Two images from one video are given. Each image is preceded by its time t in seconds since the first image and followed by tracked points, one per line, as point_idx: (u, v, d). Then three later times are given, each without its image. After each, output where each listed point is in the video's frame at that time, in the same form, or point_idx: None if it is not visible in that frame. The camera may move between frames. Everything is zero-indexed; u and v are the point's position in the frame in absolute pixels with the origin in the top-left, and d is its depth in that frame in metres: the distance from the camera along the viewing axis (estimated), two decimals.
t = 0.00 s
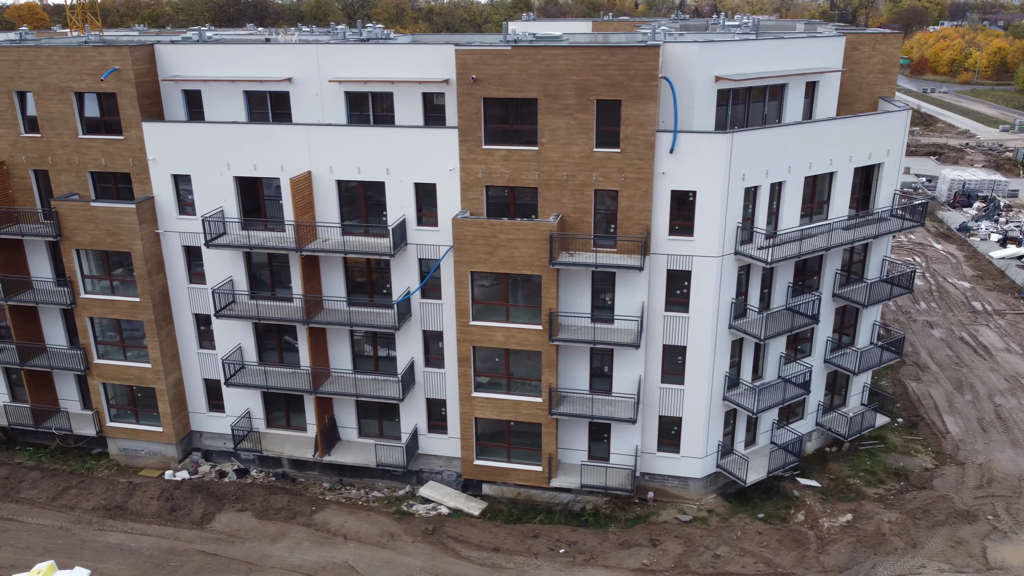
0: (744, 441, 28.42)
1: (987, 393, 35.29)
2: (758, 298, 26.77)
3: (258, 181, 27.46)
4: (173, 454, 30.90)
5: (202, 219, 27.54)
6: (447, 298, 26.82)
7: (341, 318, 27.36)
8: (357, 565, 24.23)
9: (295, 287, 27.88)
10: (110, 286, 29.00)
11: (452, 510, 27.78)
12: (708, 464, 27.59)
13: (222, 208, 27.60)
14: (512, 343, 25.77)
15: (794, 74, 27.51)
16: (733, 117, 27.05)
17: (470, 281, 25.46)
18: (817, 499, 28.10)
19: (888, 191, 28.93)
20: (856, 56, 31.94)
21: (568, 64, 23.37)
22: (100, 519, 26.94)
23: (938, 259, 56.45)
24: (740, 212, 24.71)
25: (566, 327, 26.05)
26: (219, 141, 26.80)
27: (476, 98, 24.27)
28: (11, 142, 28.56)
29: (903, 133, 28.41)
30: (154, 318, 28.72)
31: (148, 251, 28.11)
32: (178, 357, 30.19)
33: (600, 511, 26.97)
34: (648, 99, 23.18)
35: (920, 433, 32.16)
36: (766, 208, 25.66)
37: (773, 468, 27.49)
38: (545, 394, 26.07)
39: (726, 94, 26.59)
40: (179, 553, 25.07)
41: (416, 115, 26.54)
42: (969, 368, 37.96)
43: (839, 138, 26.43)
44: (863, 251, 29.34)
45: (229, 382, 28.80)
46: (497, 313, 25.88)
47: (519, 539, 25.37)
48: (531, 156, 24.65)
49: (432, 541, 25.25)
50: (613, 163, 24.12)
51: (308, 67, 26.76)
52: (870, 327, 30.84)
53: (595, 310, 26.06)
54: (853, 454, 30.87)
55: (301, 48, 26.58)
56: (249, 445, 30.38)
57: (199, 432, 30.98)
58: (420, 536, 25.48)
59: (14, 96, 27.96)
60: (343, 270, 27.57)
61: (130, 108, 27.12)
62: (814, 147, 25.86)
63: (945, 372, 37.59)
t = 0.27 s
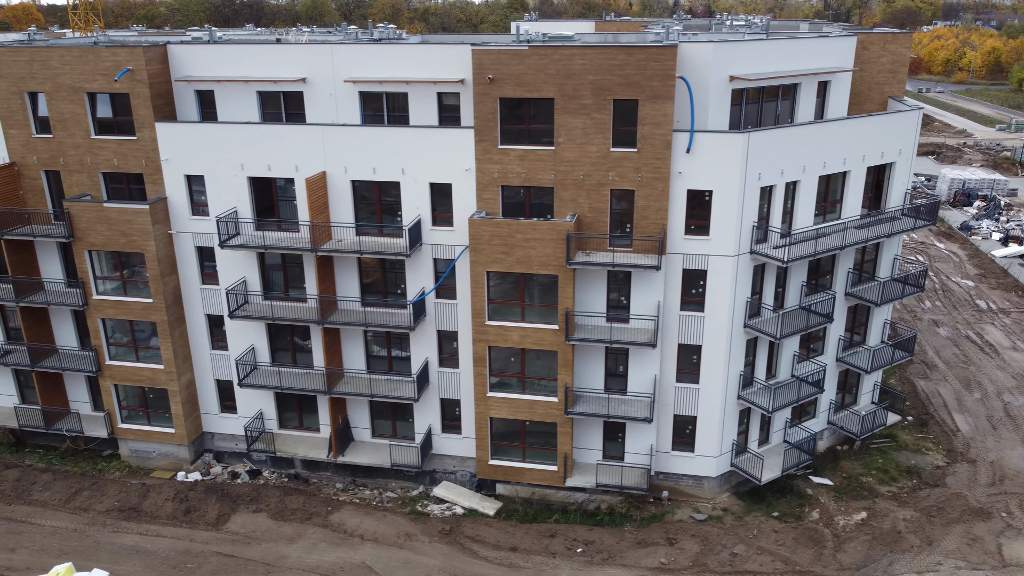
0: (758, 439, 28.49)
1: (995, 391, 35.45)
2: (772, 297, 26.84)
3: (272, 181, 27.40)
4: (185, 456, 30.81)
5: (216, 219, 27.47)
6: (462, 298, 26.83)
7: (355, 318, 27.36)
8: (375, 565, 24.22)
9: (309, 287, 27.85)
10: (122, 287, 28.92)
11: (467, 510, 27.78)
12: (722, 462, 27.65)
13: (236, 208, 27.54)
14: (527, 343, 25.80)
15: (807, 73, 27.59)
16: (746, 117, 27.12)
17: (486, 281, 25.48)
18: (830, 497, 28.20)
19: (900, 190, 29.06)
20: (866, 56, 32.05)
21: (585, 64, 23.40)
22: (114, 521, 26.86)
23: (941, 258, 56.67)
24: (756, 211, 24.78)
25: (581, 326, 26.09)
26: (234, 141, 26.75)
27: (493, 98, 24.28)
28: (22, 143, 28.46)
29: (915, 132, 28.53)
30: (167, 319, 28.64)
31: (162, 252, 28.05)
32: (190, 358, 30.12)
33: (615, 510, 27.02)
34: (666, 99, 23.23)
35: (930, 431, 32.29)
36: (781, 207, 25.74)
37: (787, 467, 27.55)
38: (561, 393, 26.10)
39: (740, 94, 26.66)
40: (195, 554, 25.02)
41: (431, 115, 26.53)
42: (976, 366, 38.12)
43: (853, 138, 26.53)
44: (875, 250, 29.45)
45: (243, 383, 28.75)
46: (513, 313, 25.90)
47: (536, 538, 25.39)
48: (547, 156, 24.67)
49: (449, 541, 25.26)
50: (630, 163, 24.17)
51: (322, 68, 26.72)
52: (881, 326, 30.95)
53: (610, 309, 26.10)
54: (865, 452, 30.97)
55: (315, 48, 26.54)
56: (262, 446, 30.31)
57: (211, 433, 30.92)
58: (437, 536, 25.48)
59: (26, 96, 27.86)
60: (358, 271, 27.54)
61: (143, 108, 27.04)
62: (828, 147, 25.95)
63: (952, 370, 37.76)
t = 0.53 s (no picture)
0: (771, 438, 28.56)
1: (1003, 389, 35.63)
2: (786, 296, 26.92)
3: (285, 181, 27.36)
4: (197, 457, 30.74)
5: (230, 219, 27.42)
6: (477, 298, 26.84)
7: (370, 319, 27.33)
8: (393, 565, 24.21)
9: (323, 287, 27.82)
10: (134, 288, 28.84)
11: (482, 510, 27.78)
12: (736, 461, 27.71)
13: (250, 208, 27.50)
14: (543, 342, 25.82)
15: (819, 73, 27.68)
16: (760, 116, 27.19)
17: (501, 281, 25.51)
18: (843, 495, 28.29)
19: (911, 189, 29.17)
20: (875, 56, 32.16)
21: (601, 64, 23.43)
22: (129, 523, 26.78)
23: (944, 257, 56.89)
24: (771, 210, 24.84)
25: (597, 326, 26.12)
26: (248, 141, 26.70)
27: (509, 98, 24.30)
28: (34, 144, 28.36)
29: (926, 132, 28.64)
30: (179, 320, 28.57)
31: (175, 253, 27.98)
32: (202, 359, 30.05)
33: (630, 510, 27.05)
34: (682, 99, 23.28)
35: (940, 430, 32.42)
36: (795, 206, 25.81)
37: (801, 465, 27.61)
38: (576, 393, 26.13)
39: (754, 94, 26.72)
40: (211, 556, 24.97)
41: (445, 115, 26.54)
42: (983, 365, 38.29)
43: (866, 137, 26.63)
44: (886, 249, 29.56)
45: (256, 383, 28.70)
46: (529, 313, 25.92)
47: (552, 538, 25.42)
48: (563, 156, 24.70)
49: (466, 541, 25.27)
50: (646, 163, 24.21)
51: (337, 68, 26.70)
52: (892, 324, 31.06)
53: (625, 309, 26.14)
54: (876, 450, 31.07)
55: (329, 48, 26.51)
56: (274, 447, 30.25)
57: (223, 434, 30.87)
58: (454, 536, 25.48)
59: (37, 96, 27.76)
60: (371, 271, 27.52)
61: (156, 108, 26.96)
62: (842, 146, 26.04)
63: (960, 368, 37.92)
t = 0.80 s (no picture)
0: (782, 436, 28.66)
1: (1010, 386, 35.84)
2: (798, 295, 27.01)
3: (297, 182, 27.32)
4: (207, 458, 30.65)
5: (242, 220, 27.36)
6: (490, 298, 26.85)
7: (383, 319, 27.32)
8: (409, 565, 24.20)
9: (336, 288, 27.80)
10: (145, 289, 28.74)
11: (495, 510, 27.79)
12: (748, 460, 27.79)
13: (262, 209, 27.45)
14: (557, 342, 25.85)
15: (830, 72, 27.79)
16: (771, 116, 27.29)
17: (516, 281, 25.54)
18: (855, 493, 28.40)
19: (920, 188, 29.31)
20: (883, 56, 32.30)
21: (616, 64, 23.47)
22: (142, 525, 26.70)
23: (945, 256, 57.16)
24: (785, 209, 24.93)
25: (610, 325, 26.17)
26: (260, 142, 26.65)
27: (523, 98, 24.32)
28: (43, 145, 28.25)
29: (936, 131, 28.77)
30: (191, 321, 28.50)
31: (186, 254, 27.91)
32: (213, 360, 29.98)
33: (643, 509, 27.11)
34: (697, 99, 23.34)
35: (948, 427, 32.58)
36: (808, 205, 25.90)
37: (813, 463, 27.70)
38: (591, 392, 26.17)
39: (766, 93, 26.81)
40: (226, 557, 24.91)
41: (458, 115, 26.53)
42: (989, 362, 38.49)
43: (877, 136, 26.75)
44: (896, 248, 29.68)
45: (268, 384, 28.65)
46: (543, 313, 25.95)
47: (567, 537, 25.45)
48: (577, 156, 24.74)
49: (481, 541, 25.28)
50: (660, 162, 24.26)
51: (349, 68, 26.68)
52: (901, 323, 31.19)
53: (639, 308, 26.19)
54: (886, 448, 31.20)
55: (341, 48, 26.47)
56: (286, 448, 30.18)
57: (233, 435, 30.81)
58: (469, 536, 25.49)
59: (47, 97, 27.65)
60: (384, 271, 27.50)
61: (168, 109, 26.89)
62: (854, 145, 26.15)
63: (966, 367, 38.09)
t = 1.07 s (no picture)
0: (793, 435, 28.76)
1: (1014, 384, 36.08)
2: (809, 293, 27.12)
3: (309, 182, 27.27)
4: (217, 460, 30.57)
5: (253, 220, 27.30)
6: (503, 298, 26.87)
7: (395, 319, 27.30)
8: (424, 565, 24.19)
9: (348, 288, 27.77)
10: (155, 290, 28.63)
11: (507, 510, 27.80)
12: (760, 458, 27.88)
13: (273, 209, 27.39)
14: (570, 341, 25.88)
15: (840, 72, 27.91)
16: (782, 115, 27.38)
17: (529, 281, 25.57)
18: (866, 490, 28.52)
19: (928, 187, 29.46)
20: (890, 55, 32.45)
21: (630, 63, 23.51)
22: (154, 527, 26.61)
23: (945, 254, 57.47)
24: (797, 208, 25.02)
25: (623, 324, 26.22)
26: (272, 142, 26.59)
27: (537, 98, 24.34)
28: (52, 145, 28.12)
29: (944, 130, 28.91)
30: (201, 322, 28.42)
31: (197, 255, 27.84)
32: (223, 361, 29.91)
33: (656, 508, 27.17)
34: (711, 98, 23.41)
35: (956, 425, 32.76)
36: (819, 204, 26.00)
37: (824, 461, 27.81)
38: (603, 391, 26.22)
39: (776, 93, 26.91)
40: (240, 559, 24.84)
41: (470, 115, 26.53)
42: (993, 360, 38.71)
43: (887, 135, 26.88)
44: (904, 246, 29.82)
45: (279, 385, 28.60)
46: (556, 312, 25.97)
47: (581, 537, 25.48)
48: (591, 155, 24.77)
49: (495, 541, 25.29)
50: (674, 162, 24.32)
51: (361, 69, 26.66)
52: (909, 321, 31.35)
53: (651, 307, 26.25)
54: (894, 446, 31.34)
55: (353, 48, 26.44)
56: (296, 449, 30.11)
57: (243, 436, 30.75)
58: (483, 536, 25.50)
59: (56, 97, 27.52)
60: (396, 271, 27.48)
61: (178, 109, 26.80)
62: (864, 144, 26.27)
63: (970, 364, 38.32)
